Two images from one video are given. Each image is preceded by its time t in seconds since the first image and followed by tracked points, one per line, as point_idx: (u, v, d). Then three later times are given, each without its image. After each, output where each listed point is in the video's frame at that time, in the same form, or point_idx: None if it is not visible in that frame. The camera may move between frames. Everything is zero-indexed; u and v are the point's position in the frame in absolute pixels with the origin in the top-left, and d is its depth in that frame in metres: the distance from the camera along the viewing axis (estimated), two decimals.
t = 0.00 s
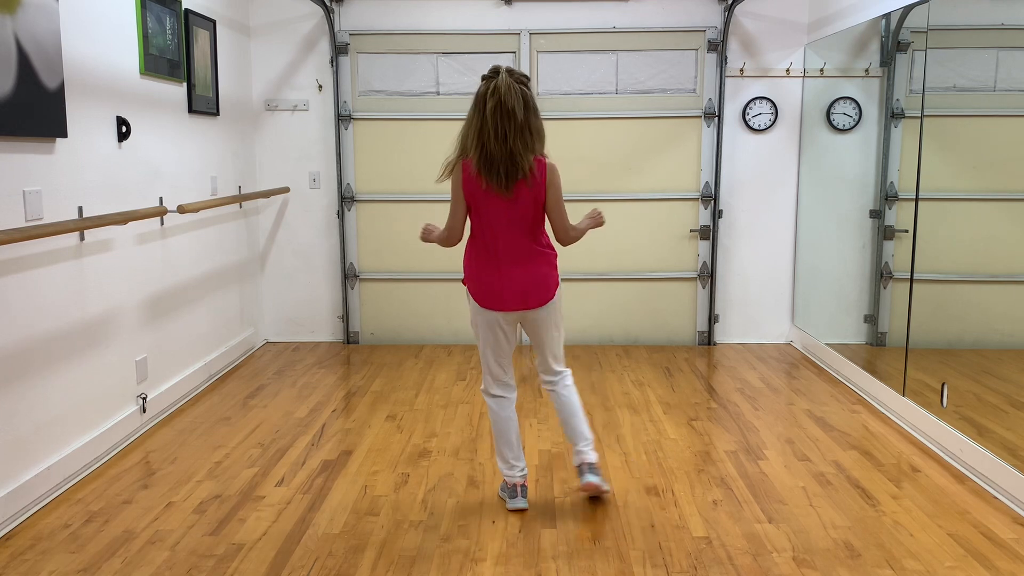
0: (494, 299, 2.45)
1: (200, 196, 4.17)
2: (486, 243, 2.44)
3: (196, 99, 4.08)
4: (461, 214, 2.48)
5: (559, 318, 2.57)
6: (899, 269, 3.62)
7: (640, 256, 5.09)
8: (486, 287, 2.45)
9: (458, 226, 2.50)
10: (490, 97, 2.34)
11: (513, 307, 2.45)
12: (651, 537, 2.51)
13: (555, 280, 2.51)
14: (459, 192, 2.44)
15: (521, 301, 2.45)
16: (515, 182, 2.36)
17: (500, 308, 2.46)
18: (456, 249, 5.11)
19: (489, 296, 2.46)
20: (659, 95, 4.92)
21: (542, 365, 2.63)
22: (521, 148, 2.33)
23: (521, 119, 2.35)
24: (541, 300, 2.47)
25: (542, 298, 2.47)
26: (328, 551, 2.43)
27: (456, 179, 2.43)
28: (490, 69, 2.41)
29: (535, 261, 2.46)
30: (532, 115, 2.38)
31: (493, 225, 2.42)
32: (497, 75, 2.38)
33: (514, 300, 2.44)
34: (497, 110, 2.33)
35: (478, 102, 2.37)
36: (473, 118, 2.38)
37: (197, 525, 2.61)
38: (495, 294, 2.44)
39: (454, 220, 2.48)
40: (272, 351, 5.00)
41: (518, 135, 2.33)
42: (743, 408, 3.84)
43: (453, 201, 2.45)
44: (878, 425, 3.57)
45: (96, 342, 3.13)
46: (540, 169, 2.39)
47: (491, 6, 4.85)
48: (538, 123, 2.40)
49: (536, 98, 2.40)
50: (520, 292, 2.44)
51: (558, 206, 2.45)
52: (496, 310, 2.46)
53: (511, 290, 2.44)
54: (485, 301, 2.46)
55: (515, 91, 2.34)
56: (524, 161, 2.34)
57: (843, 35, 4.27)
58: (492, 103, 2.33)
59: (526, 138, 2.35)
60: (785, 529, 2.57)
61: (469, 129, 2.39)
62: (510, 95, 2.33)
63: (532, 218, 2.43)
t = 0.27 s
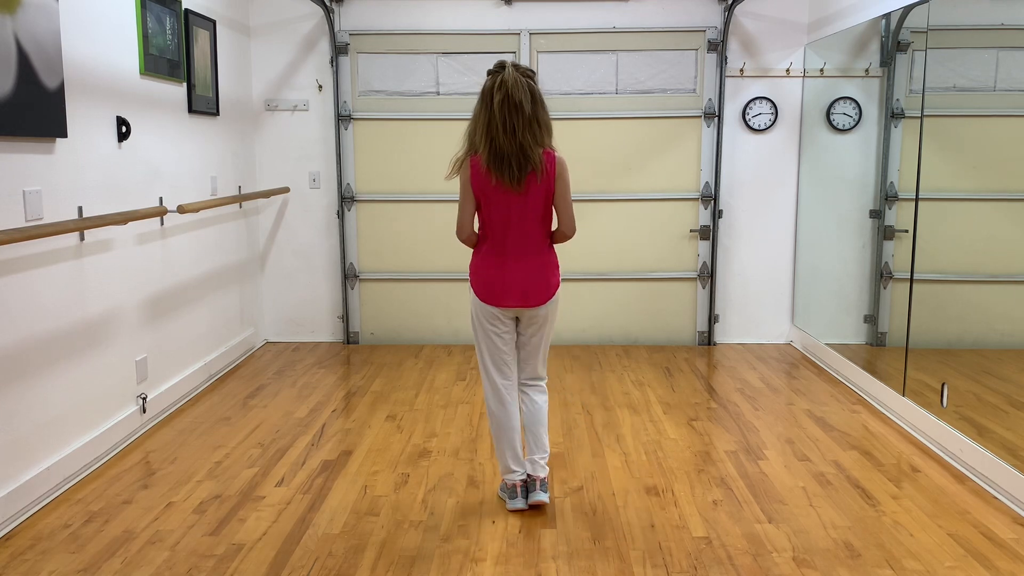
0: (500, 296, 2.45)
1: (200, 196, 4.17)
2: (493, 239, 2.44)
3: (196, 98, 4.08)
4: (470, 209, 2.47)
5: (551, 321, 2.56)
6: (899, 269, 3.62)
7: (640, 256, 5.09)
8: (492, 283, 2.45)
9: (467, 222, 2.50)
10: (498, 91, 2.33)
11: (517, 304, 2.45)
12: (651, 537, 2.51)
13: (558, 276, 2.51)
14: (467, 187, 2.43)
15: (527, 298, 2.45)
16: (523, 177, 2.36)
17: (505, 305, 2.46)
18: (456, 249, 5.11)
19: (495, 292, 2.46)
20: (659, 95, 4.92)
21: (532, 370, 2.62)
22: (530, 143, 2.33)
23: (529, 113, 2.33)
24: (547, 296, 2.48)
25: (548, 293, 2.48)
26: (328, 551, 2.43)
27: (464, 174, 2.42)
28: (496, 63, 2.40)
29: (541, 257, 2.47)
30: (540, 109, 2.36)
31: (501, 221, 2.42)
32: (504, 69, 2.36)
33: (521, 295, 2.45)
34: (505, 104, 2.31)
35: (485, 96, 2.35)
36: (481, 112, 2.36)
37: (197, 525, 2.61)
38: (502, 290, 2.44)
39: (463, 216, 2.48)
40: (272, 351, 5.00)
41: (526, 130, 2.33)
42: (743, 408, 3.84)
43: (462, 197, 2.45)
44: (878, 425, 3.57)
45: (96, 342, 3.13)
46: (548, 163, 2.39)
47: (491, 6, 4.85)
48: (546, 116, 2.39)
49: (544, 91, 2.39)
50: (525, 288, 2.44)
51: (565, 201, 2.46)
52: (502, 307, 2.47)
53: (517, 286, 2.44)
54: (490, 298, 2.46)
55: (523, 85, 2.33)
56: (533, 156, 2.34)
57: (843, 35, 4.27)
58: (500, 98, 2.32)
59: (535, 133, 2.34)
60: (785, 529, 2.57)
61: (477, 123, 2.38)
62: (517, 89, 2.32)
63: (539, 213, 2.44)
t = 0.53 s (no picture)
0: (500, 295, 2.45)
1: (200, 196, 4.17)
2: (496, 238, 2.44)
3: (196, 99, 4.08)
4: (472, 208, 2.47)
5: (554, 322, 2.55)
6: (898, 269, 3.63)
7: (640, 256, 5.09)
8: (492, 282, 2.45)
9: (469, 221, 2.49)
10: (502, 91, 2.32)
11: (517, 304, 2.45)
12: (651, 537, 2.51)
13: (558, 276, 2.51)
14: (470, 187, 2.43)
15: (528, 298, 2.45)
16: (527, 176, 2.36)
17: (504, 304, 2.46)
18: (456, 249, 5.11)
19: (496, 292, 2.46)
20: (659, 95, 4.92)
21: (534, 371, 2.61)
22: (533, 142, 2.33)
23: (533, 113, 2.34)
24: (550, 295, 2.48)
25: (550, 293, 2.48)
26: (328, 551, 2.43)
27: (467, 173, 2.42)
28: (500, 63, 2.40)
29: (542, 257, 2.47)
30: (544, 109, 2.37)
31: (503, 220, 2.42)
32: (508, 69, 2.36)
33: (523, 295, 2.45)
34: (509, 104, 2.31)
35: (489, 96, 2.35)
36: (485, 111, 2.36)
37: (197, 525, 2.61)
38: (503, 289, 2.44)
39: (464, 215, 2.48)
40: (272, 351, 5.00)
41: (530, 129, 2.33)
42: (743, 408, 3.84)
43: (464, 196, 2.45)
44: (878, 425, 3.57)
45: (96, 342, 3.13)
46: (551, 163, 2.39)
47: (491, 6, 4.85)
48: (550, 116, 2.39)
49: (548, 92, 2.39)
50: (524, 288, 2.44)
51: (566, 201, 2.46)
52: (505, 306, 2.47)
53: (517, 286, 2.44)
54: (490, 297, 2.46)
55: (527, 85, 2.33)
56: (536, 155, 2.34)
57: (843, 35, 4.27)
58: (504, 97, 2.32)
59: (539, 132, 2.35)
60: (785, 529, 2.57)
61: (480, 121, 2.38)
62: (522, 89, 2.32)
63: (542, 213, 2.45)
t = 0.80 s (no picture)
0: (500, 295, 2.45)
1: (200, 196, 4.17)
2: (496, 238, 2.44)
3: (196, 98, 4.08)
4: (472, 208, 2.48)
5: (554, 322, 2.55)
6: (898, 269, 3.63)
7: (640, 256, 5.09)
8: (492, 282, 2.45)
9: (469, 221, 2.50)
10: (502, 91, 2.33)
11: (517, 304, 2.45)
12: (651, 537, 2.51)
13: (559, 276, 2.51)
14: (471, 187, 2.43)
15: (529, 298, 2.45)
16: (527, 176, 2.36)
17: (504, 305, 2.46)
18: (456, 249, 5.11)
19: (496, 292, 2.45)
20: (659, 95, 4.92)
21: (534, 371, 2.61)
22: (534, 142, 2.33)
23: (534, 113, 2.34)
24: (550, 295, 2.48)
25: (550, 293, 2.48)
26: (328, 551, 2.43)
27: (467, 173, 2.42)
28: (501, 63, 2.40)
29: (542, 257, 2.47)
30: (544, 109, 2.37)
31: (503, 220, 2.42)
32: (509, 69, 2.36)
33: (523, 295, 2.45)
34: (509, 104, 2.32)
35: (490, 95, 2.35)
36: (485, 111, 2.36)
37: (197, 525, 2.61)
38: (503, 289, 2.45)
39: (465, 215, 2.48)
40: (272, 351, 5.00)
41: (531, 130, 2.33)
42: (743, 408, 3.84)
43: (465, 197, 2.45)
44: (878, 425, 3.57)
45: (96, 342, 3.13)
46: (551, 163, 2.39)
47: (491, 6, 4.85)
48: (550, 116, 2.39)
49: (549, 92, 2.39)
50: (525, 288, 2.44)
51: (566, 201, 2.46)
52: (505, 306, 2.47)
53: (517, 286, 2.44)
54: (490, 298, 2.46)
55: (528, 85, 2.33)
56: (537, 155, 2.34)
57: (843, 35, 4.27)
58: (505, 97, 2.32)
59: (539, 132, 2.35)
60: (785, 529, 2.57)
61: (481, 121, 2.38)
62: (522, 88, 2.32)
63: (543, 213, 2.45)
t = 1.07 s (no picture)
0: (500, 295, 2.45)
1: (200, 196, 4.17)
2: (497, 238, 2.44)
3: (196, 98, 4.08)
4: (472, 208, 2.48)
5: (555, 322, 2.55)
6: (898, 269, 3.63)
7: (640, 256, 5.09)
8: (492, 283, 2.45)
9: (469, 221, 2.50)
10: (502, 91, 2.33)
11: (517, 304, 2.45)
12: (651, 537, 2.51)
13: (559, 276, 2.51)
14: (471, 187, 2.43)
15: (529, 298, 2.45)
16: (527, 176, 2.36)
17: (505, 305, 2.46)
18: (456, 248, 5.11)
19: (496, 292, 2.45)
20: (659, 95, 4.92)
21: (535, 371, 2.61)
22: (534, 143, 2.33)
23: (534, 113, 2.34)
24: (550, 295, 2.48)
25: (551, 294, 2.48)
26: (328, 551, 2.43)
27: (467, 173, 2.43)
28: (501, 63, 2.40)
29: (542, 257, 2.47)
30: (544, 109, 2.37)
31: (503, 220, 2.42)
32: (509, 69, 2.36)
33: (524, 295, 2.45)
34: (509, 104, 2.32)
35: (490, 96, 2.35)
36: (485, 112, 2.36)
37: (197, 525, 2.61)
38: (503, 289, 2.44)
39: (465, 215, 2.48)
40: (272, 351, 5.00)
41: (531, 130, 2.33)
42: (743, 408, 3.84)
43: (465, 197, 2.45)
44: (878, 425, 3.57)
45: (96, 342, 3.13)
46: (551, 163, 2.39)
47: (491, 6, 4.85)
48: (550, 116, 2.39)
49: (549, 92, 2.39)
50: (525, 288, 2.44)
51: (567, 201, 2.46)
52: (505, 306, 2.47)
53: (517, 286, 2.44)
54: (490, 298, 2.46)
55: (527, 85, 2.33)
56: (537, 155, 2.34)
57: (843, 35, 4.27)
58: (504, 97, 2.32)
59: (539, 132, 2.35)
60: (785, 529, 2.57)
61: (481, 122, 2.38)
62: (522, 89, 2.32)
63: (543, 213, 2.45)
